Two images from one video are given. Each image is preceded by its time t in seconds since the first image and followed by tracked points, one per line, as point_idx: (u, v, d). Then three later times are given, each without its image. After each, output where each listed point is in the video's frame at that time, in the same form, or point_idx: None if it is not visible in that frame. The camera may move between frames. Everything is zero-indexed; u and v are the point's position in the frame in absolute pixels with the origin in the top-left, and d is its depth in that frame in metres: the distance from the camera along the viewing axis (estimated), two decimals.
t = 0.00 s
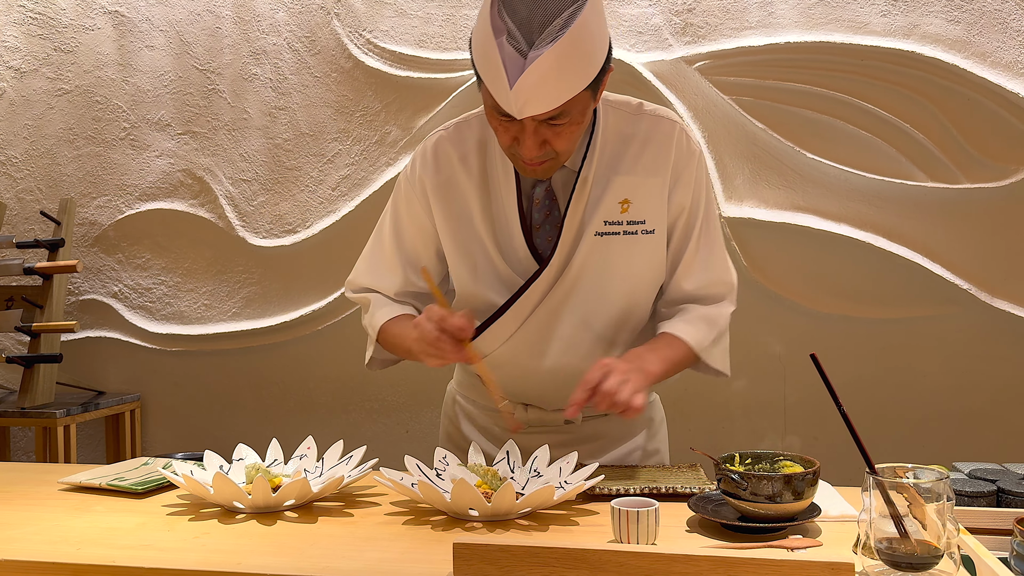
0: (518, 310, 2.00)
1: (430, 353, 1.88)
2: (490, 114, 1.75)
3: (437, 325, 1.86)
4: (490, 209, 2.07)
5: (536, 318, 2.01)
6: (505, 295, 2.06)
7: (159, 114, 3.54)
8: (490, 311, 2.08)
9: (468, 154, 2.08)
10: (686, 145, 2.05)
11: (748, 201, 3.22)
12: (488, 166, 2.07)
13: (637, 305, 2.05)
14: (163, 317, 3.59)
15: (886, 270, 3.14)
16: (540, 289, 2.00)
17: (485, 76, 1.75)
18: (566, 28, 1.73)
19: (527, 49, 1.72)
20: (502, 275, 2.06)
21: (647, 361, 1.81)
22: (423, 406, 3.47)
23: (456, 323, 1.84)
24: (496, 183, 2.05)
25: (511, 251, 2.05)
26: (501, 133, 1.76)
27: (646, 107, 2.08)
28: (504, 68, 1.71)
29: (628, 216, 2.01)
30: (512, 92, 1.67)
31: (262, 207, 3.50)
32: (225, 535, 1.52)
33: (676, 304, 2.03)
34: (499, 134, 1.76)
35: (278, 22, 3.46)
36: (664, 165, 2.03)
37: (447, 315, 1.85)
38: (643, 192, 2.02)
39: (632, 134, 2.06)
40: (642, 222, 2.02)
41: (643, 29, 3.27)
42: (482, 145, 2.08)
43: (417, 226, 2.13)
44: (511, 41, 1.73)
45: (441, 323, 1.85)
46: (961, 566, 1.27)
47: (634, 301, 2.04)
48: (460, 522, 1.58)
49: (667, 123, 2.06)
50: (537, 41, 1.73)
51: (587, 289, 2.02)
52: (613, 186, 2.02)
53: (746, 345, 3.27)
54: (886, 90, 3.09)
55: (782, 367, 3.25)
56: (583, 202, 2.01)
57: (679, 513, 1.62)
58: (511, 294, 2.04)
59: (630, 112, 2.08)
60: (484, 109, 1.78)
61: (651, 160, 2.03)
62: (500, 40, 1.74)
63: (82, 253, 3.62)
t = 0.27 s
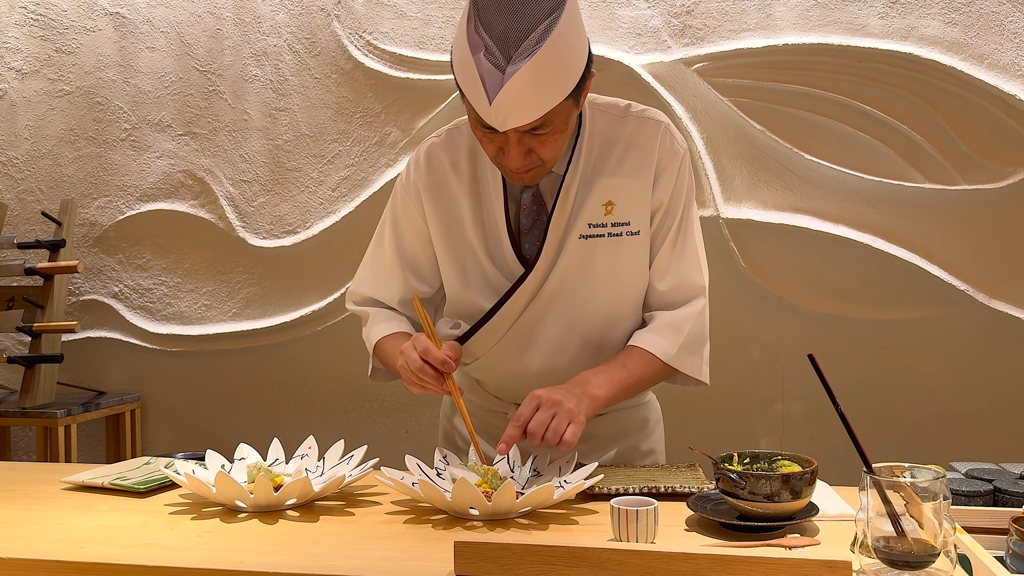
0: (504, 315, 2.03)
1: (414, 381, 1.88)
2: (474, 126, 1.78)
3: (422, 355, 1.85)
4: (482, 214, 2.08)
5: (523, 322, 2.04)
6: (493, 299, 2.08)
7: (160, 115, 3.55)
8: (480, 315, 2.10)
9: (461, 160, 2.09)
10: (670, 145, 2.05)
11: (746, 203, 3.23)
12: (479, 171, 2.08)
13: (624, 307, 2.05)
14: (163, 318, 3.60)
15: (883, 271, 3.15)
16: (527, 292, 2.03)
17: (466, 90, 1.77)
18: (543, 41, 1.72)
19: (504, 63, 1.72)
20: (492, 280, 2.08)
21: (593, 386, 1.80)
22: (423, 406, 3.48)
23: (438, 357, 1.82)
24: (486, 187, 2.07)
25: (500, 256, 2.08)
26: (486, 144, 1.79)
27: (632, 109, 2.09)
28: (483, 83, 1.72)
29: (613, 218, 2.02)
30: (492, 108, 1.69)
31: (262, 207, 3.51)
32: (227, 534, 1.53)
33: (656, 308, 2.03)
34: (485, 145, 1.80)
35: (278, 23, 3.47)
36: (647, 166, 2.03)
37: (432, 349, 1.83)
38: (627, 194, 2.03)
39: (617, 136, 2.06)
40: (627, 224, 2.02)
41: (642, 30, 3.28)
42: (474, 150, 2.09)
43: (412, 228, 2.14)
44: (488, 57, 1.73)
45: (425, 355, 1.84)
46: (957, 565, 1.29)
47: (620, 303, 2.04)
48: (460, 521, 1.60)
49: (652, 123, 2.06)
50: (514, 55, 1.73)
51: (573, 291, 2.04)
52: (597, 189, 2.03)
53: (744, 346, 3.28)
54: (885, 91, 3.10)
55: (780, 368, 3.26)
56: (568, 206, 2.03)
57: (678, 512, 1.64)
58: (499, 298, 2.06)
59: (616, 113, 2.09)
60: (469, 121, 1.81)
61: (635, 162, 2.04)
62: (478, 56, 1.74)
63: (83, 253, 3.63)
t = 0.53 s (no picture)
0: (501, 318, 2.04)
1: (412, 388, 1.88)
2: (469, 130, 1.80)
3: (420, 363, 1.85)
4: (478, 217, 2.09)
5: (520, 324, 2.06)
6: (490, 301, 2.09)
7: (161, 116, 3.56)
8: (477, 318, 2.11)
9: (457, 162, 2.10)
10: (664, 146, 2.05)
11: (744, 204, 3.25)
12: (476, 173, 2.09)
13: (621, 308, 2.05)
14: (164, 318, 3.61)
15: (881, 272, 3.16)
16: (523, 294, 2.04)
17: (460, 94, 1.78)
18: (537, 46, 1.73)
19: (498, 68, 1.74)
20: (489, 282, 2.09)
21: (585, 398, 1.80)
22: (423, 407, 3.49)
23: (436, 366, 1.82)
24: (482, 189, 2.08)
25: (497, 258, 2.09)
26: (481, 147, 1.81)
27: (627, 110, 2.09)
28: (477, 88, 1.73)
29: (607, 220, 2.03)
30: (485, 113, 1.70)
31: (263, 208, 3.52)
32: (229, 532, 1.54)
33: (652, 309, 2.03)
34: (480, 148, 1.82)
35: (279, 25, 3.49)
36: (642, 168, 2.04)
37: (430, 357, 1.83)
38: (622, 196, 2.04)
39: (612, 138, 2.07)
40: (622, 226, 2.03)
41: (642, 32, 3.29)
42: (470, 153, 2.10)
43: (410, 229, 2.16)
44: (482, 62, 1.74)
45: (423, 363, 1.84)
46: (953, 563, 1.30)
47: (617, 304, 2.05)
48: (461, 520, 1.61)
49: (647, 125, 2.07)
50: (508, 60, 1.74)
51: (569, 293, 2.05)
52: (592, 191, 2.04)
53: (743, 347, 3.30)
54: (883, 93, 3.12)
55: (778, 368, 3.28)
56: (564, 209, 2.04)
57: (676, 511, 1.65)
58: (495, 301, 2.07)
59: (611, 115, 2.10)
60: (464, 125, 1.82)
61: (630, 163, 2.05)
62: (472, 61, 1.76)
63: (84, 254, 3.64)
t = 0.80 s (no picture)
0: (500, 319, 2.06)
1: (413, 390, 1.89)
2: (468, 131, 1.81)
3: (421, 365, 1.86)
4: (478, 218, 2.11)
5: (519, 325, 2.07)
6: (489, 302, 2.11)
7: (162, 117, 3.57)
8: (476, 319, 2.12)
9: (457, 163, 2.12)
10: (663, 149, 2.06)
11: (743, 205, 3.26)
12: (475, 174, 2.11)
13: (619, 309, 2.07)
14: (165, 319, 3.62)
15: (880, 273, 3.18)
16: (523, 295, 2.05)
17: (461, 95, 1.79)
18: (537, 47, 1.75)
19: (499, 69, 1.75)
20: (489, 283, 2.11)
21: (583, 402, 1.81)
22: (423, 407, 3.50)
23: (437, 367, 1.83)
24: (482, 189, 2.10)
25: (496, 260, 2.10)
26: (481, 148, 1.82)
27: (627, 113, 2.10)
28: (477, 88, 1.74)
29: (606, 222, 2.05)
30: (485, 114, 1.71)
31: (264, 209, 3.53)
32: (231, 531, 1.56)
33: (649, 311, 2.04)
34: (479, 148, 1.83)
35: (280, 27, 3.50)
36: (640, 170, 2.05)
37: (431, 358, 1.84)
38: (620, 198, 2.05)
39: (612, 141, 2.09)
40: (620, 228, 2.04)
41: (642, 34, 3.31)
42: (469, 155, 2.12)
43: (410, 229, 2.17)
44: (483, 63, 1.76)
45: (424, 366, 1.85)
46: (949, 562, 1.31)
47: (615, 305, 2.06)
48: (460, 519, 1.62)
49: (646, 128, 2.08)
50: (508, 61, 1.75)
51: (568, 295, 2.06)
52: (591, 193, 2.05)
53: (742, 348, 3.31)
54: (882, 95, 3.13)
55: (777, 369, 3.29)
56: (563, 211, 2.05)
57: (675, 510, 1.66)
58: (494, 302, 2.08)
59: (610, 118, 2.11)
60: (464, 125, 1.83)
61: (629, 166, 2.06)
62: (472, 61, 1.77)
63: (85, 255, 3.65)
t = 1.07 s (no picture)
0: (503, 318, 2.05)
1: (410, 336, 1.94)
2: (475, 124, 1.81)
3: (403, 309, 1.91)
4: (477, 217, 2.12)
5: (522, 324, 2.07)
6: (491, 301, 2.11)
7: (163, 119, 3.58)
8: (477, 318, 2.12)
9: (455, 165, 2.14)
10: (668, 151, 2.08)
11: (742, 207, 3.27)
12: (475, 174, 2.13)
13: (623, 309, 2.08)
14: (166, 319, 3.64)
15: (878, 275, 3.19)
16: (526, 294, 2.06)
17: (467, 87, 1.80)
18: (544, 40, 1.76)
19: (507, 60, 1.76)
20: (490, 282, 2.11)
21: (624, 373, 1.83)
22: (423, 408, 3.51)
23: (427, 298, 1.89)
24: (483, 189, 2.11)
25: (498, 258, 2.11)
26: (487, 142, 1.83)
27: (629, 115, 2.12)
28: (485, 79, 1.75)
29: (611, 223, 2.06)
30: (494, 105, 1.72)
31: (264, 211, 3.55)
32: (233, 530, 1.57)
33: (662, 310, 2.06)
34: (484, 143, 1.84)
35: (280, 29, 3.52)
36: (645, 172, 2.07)
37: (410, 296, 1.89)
38: (625, 200, 2.06)
39: (614, 142, 2.10)
40: (625, 229, 2.06)
41: (640, 37, 3.32)
42: (468, 156, 2.14)
43: (408, 228, 2.20)
44: (490, 55, 1.77)
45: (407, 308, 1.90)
46: (945, 560, 1.32)
47: (618, 306, 2.08)
48: (461, 519, 1.63)
49: (649, 130, 2.10)
50: (516, 53, 1.76)
51: (570, 295, 2.07)
52: (595, 194, 2.06)
53: (741, 349, 3.32)
54: (880, 98, 3.15)
55: (776, 370, 3.30)
56: (566, 211, 2.06)
57: (673, 510, 1.67)
58: (496, 302, 2.08)
59: (612, 119, 2.12)
60: (469, 120, 1.84)
61: (633, 167, 2.07)
62: (480, 54, 1.78)
63: (86, 256, 3.66)
